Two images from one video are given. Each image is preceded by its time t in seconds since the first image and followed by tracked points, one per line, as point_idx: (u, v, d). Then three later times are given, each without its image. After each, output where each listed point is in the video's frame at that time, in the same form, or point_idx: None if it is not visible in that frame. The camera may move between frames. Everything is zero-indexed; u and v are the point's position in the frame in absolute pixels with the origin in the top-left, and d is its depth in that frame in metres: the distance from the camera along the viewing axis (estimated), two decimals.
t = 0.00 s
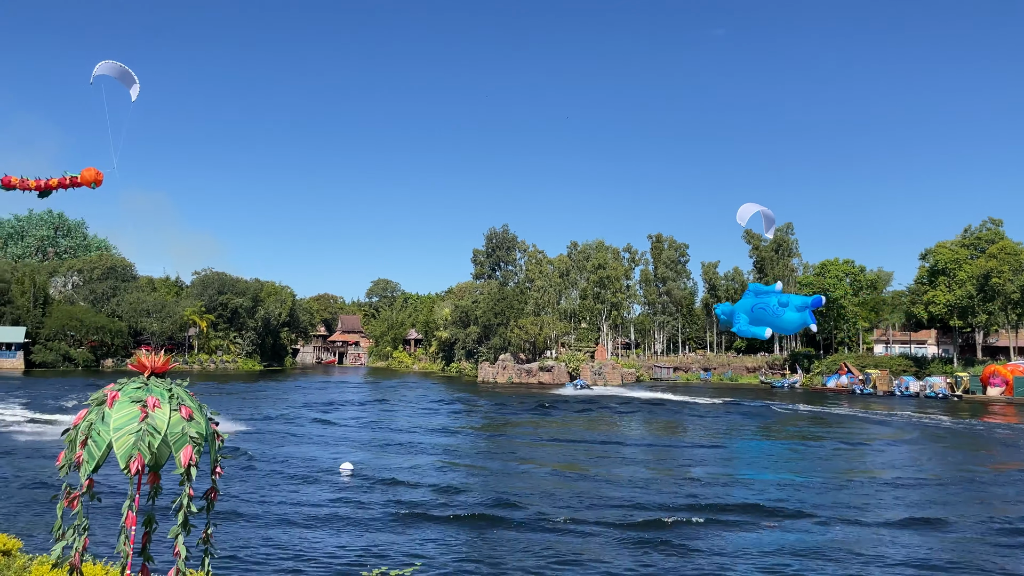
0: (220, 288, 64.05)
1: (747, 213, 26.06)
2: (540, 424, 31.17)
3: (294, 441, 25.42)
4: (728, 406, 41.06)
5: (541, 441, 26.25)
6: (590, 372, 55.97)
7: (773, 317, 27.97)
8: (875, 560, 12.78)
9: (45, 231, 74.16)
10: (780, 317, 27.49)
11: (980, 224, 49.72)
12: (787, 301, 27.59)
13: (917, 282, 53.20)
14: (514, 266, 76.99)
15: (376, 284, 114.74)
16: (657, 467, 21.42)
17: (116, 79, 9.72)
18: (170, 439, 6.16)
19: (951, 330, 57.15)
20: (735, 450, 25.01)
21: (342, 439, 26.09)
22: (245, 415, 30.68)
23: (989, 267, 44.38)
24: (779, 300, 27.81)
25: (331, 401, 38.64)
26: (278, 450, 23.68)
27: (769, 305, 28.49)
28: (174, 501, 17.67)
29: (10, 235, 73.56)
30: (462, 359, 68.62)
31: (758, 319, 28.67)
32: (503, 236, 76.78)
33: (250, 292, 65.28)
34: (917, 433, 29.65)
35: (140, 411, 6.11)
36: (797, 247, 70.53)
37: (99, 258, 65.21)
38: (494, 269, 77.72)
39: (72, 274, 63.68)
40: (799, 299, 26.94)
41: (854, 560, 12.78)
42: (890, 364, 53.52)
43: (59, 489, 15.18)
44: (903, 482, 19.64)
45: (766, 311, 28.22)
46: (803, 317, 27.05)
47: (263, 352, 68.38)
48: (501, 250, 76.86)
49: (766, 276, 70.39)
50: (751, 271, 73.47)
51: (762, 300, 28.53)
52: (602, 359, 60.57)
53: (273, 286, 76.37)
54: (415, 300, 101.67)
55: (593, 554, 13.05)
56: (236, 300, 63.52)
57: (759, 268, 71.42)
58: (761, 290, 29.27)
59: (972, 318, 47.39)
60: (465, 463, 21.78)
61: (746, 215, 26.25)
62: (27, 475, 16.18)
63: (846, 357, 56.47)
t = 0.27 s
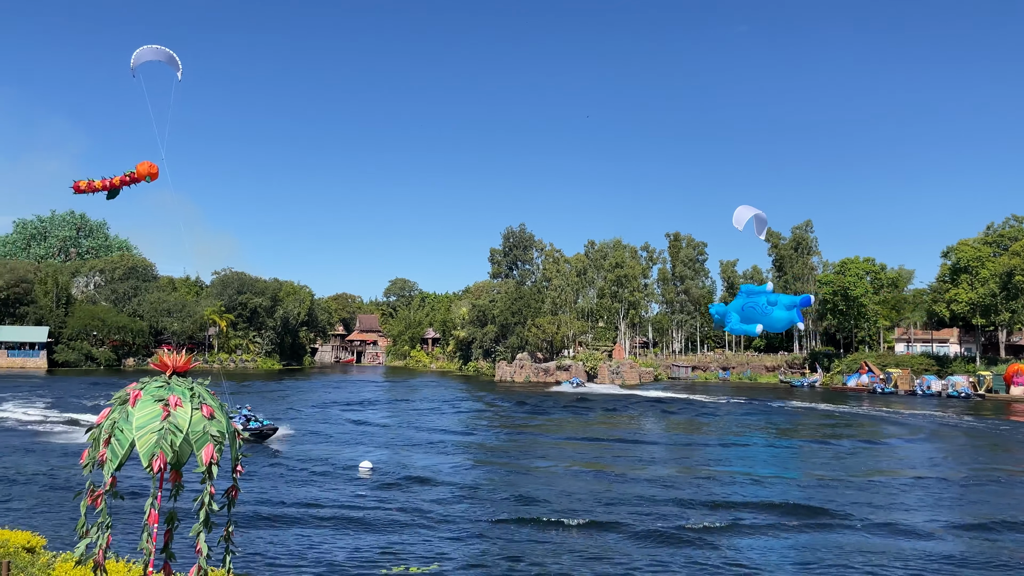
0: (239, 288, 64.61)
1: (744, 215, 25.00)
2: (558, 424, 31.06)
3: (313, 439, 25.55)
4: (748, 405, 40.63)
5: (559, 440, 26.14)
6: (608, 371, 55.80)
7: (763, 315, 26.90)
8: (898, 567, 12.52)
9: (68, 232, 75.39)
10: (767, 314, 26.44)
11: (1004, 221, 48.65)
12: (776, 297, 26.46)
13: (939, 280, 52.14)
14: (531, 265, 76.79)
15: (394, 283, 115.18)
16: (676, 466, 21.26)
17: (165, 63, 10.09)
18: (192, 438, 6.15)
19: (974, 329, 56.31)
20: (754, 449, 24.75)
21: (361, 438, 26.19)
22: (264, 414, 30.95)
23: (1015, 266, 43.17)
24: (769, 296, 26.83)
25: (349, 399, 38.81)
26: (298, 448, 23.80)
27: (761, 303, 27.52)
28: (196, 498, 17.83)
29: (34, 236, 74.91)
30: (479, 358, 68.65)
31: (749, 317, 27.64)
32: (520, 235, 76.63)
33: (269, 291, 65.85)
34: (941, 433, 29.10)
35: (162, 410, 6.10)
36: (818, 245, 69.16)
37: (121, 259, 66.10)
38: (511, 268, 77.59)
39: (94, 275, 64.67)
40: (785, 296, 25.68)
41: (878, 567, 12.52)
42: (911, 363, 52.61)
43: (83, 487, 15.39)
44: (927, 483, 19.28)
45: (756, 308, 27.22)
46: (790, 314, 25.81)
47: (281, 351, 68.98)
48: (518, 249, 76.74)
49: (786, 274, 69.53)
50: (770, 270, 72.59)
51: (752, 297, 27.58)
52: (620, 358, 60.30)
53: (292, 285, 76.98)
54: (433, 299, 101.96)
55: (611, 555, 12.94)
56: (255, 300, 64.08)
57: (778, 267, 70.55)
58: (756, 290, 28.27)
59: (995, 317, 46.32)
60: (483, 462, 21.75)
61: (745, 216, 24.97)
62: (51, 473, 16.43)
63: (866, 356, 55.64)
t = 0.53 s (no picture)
0: (255, 287, 65.13)
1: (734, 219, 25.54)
2: (573, 423, 30.91)
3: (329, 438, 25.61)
4: (764, 404, 40.23)
5: (575, 439, 26.01)
6: (623, 370, 55.67)
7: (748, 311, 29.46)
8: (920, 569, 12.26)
9: (86, 232, 76.36)
10: (752, 312, 29.11)
11: None
12: (761, 297, 28.98)
13: (957, 278, 51.19)
14: (545, 264, 76.58)
15: (408, 282, 115.46)
16: (693, 465, 21.09)
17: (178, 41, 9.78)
18: (209, 436, 6.14)
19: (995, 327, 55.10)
20: (771, 448, 24.50)
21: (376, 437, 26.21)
22: (281, 413, 31.15)
23: None
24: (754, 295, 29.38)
25: (364, 398, 38.90)
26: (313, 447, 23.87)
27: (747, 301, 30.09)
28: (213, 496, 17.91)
29: (53, 236, 75.97)
30: (494, 357, 68.60)
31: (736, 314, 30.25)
32: (535, 234, 76.50)
33: (285, 291, 66.30)
34: (961, 433, 28.64)
35: (179, 409, 6.09)
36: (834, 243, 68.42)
37: (139, 259, 66.82)
38: (525, 267, 77.44)
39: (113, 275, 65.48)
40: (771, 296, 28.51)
41: (899, 567, 12.29)
42: (930, 362, 51.77)
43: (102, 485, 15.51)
44: (948, 483, 18.94)
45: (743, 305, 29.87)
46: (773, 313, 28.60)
47: (297, 350, 69.45)
48: (533, 248, 76.60)
49: (802, 273, 68.80)
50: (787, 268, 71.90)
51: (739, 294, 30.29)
52: (635, 357, 60.03)
53: (308, 285, 77.46)
54: (448, 298, 102.10)
55: (627, 555, 12.81)
56: (271, 299, 64.52)
57: (794, 265, 69.77)
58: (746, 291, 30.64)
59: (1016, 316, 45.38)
60: (499, 460, 21.69)
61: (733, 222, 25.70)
62: (71, 472, 16.59)
63: (884, 355, 54.81)
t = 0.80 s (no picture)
0: (268, 287, 65.53)
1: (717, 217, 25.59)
2: (586, 422, 30.78)
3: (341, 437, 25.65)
4: (778, 403, 39.88)
5: (587, 438, 25.89)
6: (635, 369, 55.50)
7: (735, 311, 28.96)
8: (942, 570, 11.99)
9: (101, 232, 77.17)
10: (738, 311, 28.71)
11: None
12: (746, 297, 28.87)
13: (973, 276, 50.36)
14: (558, 263, 76.38)
15: (420, 281, 115.65)
16: (707, 464, 20.89)
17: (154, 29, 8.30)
18: (224, 434, 6.11)
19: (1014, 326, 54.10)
20: (785, 446, 24.25)
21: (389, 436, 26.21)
22: (294, 412, 31.27)
23: None
24: (741, 295, 29.10)
25: (377, 397, 39.01)
26: (326, 446, 23.93)
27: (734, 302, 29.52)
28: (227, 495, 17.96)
29: (68, 236, 76.86)
30: (505, 355, 68.51)
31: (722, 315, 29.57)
32: (547, 233, 76.32)
33: (298, 290, 66.64)
34: (978, 431, 28.21)
35: (194, 407, 6.07)
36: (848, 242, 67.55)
37: (154, 259, 67.40)
38: (538, 266, 77.26)
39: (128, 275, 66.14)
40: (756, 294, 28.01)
41: (920, 568, 12.01)
42: (945, 361, 50.90)
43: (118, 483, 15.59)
44: (967, 483, 18.63)
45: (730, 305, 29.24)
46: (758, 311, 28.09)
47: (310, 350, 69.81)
48: (545, 246, 76.46)
49: (816, 271, 68.14)
50: (800, 267, 71.28)
51: (727, 295, 29.83)
52: (647, 356, 59.75)
53: (321, 284, 77.82)
54: (460, 297, 102.14)
55: (641, 554, 12.64)
56: (284, 298, 64.86)
57: (809, 263, 69.12)
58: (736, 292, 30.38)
59: None
60: (512, 459, 21.62)
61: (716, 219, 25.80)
62: (87, 470, 16.69)
63: (899, 354, 53.99)
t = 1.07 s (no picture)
0: (278, 286, 65.87)
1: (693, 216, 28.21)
2: (596, 420, 30.73)
3: (351, 435, 25.75)
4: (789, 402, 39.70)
5: (597, 436, 25.81)
6: (645, 368, 55.31)
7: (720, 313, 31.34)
8: (959, 570, 11.79)
9: (112, 231, 77.80)
10: (724, 313, 30.96)
11: None
12: (733, 301, 31.15)
13: (985, 274, 49.82)
14: (567, 262, 76.27)
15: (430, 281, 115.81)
16: (718, 462, 20.75)
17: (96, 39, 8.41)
18: (234, 433, 6.10)
19: None
20: (796, 445, 24.07)
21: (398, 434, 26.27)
22: (303, 410, 31.40)
23: None
24: (728, 299, 31.36)
25: (386, 396, 39.15)
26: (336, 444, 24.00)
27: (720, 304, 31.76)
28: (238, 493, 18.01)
29: (80, 236, 77.57)
30: (515, 355, 68.47)
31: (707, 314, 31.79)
32: (556, 231, 76.30)
33: (308, 289, 66.96)
34: (992, 430, 27.91)
35: (205, 406, 6.06)
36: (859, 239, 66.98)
37: (165, 259, 67.92)
38: (547, 265, 77.20)
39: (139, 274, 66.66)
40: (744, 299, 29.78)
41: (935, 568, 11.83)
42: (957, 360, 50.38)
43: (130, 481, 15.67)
44: (979, 481, 18.47)
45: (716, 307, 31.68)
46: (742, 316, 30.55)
47: (320, 349, 70.12)
48: (554, 245, 76.41)
49: (826, 269, 67.67)
50: (811, 265, 70.83)
51: (714, 297, 32.04)
52: (656, 355, 59.57)
53: (330, 283, 78.17)
54: (469, 296, 102.29)
55: (652, 553, 12.52)
56: (294, 297, 65.17)
57: (819, 262, 68.71)
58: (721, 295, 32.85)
59: None
60: (522, 458, 21.59)
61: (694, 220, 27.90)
62: (98, 469, 16.79)
63: (910, 353, 53.54)
